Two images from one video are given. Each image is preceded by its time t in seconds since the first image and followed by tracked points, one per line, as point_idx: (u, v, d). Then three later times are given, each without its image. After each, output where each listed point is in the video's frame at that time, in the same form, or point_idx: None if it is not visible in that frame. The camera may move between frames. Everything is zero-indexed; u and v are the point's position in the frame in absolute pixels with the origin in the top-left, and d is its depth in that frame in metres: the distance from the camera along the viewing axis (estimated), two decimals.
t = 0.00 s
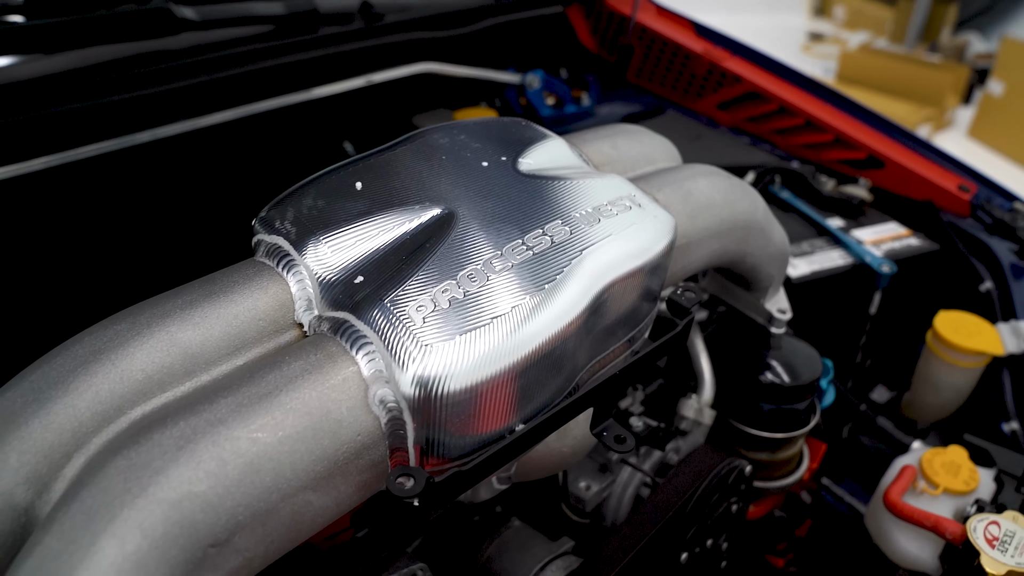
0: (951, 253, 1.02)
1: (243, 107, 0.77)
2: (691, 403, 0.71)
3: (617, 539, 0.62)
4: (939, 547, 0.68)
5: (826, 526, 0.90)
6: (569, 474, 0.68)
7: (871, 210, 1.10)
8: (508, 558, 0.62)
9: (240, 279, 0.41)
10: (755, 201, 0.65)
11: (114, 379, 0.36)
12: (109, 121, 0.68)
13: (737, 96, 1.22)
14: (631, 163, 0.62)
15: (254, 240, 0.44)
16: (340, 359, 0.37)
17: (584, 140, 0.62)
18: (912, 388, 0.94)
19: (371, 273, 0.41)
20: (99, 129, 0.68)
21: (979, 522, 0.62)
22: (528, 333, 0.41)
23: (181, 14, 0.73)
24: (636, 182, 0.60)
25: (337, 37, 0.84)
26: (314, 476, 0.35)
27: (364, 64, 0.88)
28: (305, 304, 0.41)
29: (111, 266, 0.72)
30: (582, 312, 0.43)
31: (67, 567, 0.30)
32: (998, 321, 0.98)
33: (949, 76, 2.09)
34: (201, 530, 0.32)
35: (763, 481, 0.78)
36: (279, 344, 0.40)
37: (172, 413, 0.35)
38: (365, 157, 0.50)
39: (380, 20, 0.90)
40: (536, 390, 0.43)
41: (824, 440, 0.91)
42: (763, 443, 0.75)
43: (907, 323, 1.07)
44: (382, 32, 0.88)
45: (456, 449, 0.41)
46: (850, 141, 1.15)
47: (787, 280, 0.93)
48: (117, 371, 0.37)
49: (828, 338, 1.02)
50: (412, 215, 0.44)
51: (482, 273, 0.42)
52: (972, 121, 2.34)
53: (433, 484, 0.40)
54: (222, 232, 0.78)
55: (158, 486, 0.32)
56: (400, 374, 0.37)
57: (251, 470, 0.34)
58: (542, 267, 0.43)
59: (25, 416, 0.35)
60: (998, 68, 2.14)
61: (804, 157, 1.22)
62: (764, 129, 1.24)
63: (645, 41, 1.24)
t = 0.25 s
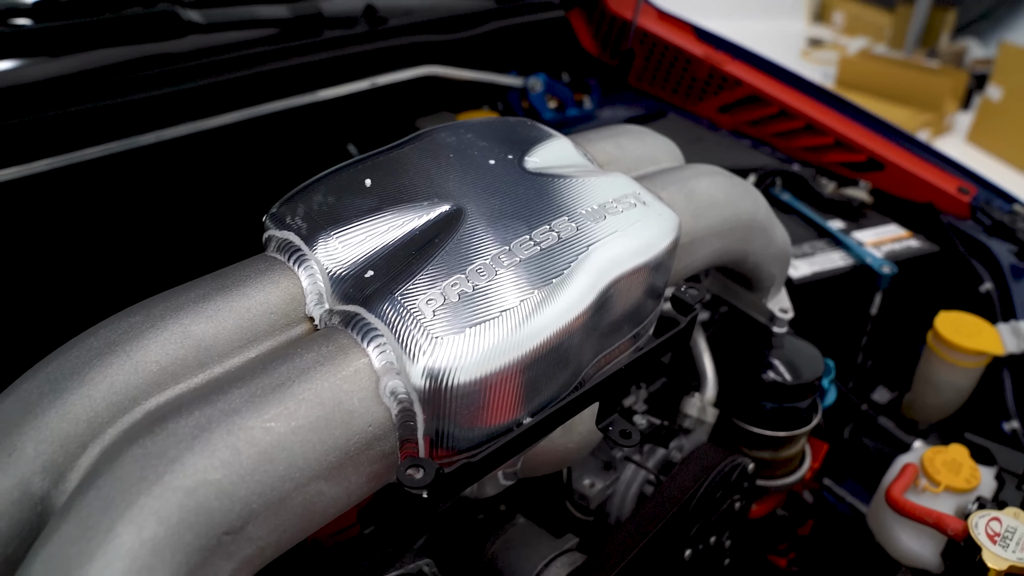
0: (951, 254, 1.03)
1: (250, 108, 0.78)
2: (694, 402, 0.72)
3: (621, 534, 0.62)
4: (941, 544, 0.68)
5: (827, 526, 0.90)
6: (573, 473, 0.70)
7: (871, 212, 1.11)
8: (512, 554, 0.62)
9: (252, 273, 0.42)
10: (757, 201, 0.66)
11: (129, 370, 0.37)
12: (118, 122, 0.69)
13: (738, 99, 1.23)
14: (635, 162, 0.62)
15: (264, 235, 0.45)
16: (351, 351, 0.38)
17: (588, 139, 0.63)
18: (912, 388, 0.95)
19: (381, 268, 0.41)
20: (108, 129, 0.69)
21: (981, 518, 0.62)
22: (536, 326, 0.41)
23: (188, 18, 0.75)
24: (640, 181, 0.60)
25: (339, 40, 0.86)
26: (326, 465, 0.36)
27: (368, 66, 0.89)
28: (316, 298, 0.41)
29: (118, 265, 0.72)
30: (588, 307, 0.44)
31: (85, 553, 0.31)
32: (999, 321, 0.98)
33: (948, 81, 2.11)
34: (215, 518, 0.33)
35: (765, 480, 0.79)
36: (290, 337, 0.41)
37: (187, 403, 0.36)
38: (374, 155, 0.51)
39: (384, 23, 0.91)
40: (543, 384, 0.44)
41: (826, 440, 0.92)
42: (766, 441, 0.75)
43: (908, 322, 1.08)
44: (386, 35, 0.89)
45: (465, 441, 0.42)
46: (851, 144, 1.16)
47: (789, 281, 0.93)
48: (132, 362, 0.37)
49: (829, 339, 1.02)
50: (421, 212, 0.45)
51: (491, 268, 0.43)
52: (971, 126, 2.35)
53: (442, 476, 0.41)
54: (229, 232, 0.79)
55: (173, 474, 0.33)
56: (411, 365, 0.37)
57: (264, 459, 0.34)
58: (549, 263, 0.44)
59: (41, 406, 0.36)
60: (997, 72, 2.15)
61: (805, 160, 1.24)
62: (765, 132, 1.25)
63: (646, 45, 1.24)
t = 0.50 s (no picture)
0: (951, 255, 1.04)
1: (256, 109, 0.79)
2: (697, 399, 0.73)
3: (626, 530, 0.63)
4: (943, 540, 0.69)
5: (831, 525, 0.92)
6: (578, 470, 0.69)
7: (872, 213, 1.12)
8: (517, 551, 0.63)
9: (265, 268, 0.43)
10: (760, 200, 0.67)
11: (144, 361, 0.37)
12: (127, 123, 0.70)
13: (739, 103, 1.23)
14: (639, 162, 0.63)
15: (276, 231, 0.45)
16: (364, 343, 0.39)
17: (593, 139, 0.64)
18: (913, 389, 0.95)
19: (392, 262, 0.42)
20: (118, 129, 0.70)
21: (983, 514, 0.63)
22: (545, 319, 0.42)
23: (194, 21, 0.76)
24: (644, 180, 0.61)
25: (345, 43, 0.87)
26: (340, 455, 0.36)
27: (372, 69, 0.90)
28: (327, 292, 0.42)
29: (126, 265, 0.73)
30: (596, 301, 0.45)
31: (104, 538, 0.32)
32: (998, 321, 0.99)
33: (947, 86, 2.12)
34: (231, 505, 0.33)
35: (768, 478, 0.79)
36: (302, 330, 0.42)
37: (203, 393, 0.36)
38: (383, 153, 0.52)
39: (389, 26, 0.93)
40: (551, 377, 0.45)
41: (828, 440, 0.92)
42: (769, 439, 0.76)
43: (910, 324, 1.09)
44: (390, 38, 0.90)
45: (474, 433, 0.42)
46: (851, 147, 1.17)
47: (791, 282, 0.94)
48: (147, 353, 0.38)
49: (831, 339, 1.03)
50: (431, 208, 0.46)
51: (500, 262, 0.43)
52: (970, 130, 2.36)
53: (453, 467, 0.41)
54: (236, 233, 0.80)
55: (190, 462, 0.33)
56: (422, 356, 0.38)
57: (279, 448, 0.35)
58: (557, 258, 0.45)
59: (59, 397, 0.37)
60: (996, 77, 2.15)
61: (806, 162, 1.24)
62: (766, 135, 1.25)
63: (648, 49, 1.23)
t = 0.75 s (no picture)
0: (952, 256, 1.05)
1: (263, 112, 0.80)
2: (701, 397, 0.74)
3: (632, 526, 0.63)
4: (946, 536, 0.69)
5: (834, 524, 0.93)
6: (583, 466, 0.70)
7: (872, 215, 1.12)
8: (523, 548, 0.63)
9: (278, 262, 0.43)
10: (763, 200, 0.67)
11: (161, 352, 0.38)
12: (138, 124, 0.72)
13: (740, 106, 1.24)
14: (644, 161, 0.64)
15: (287, 227, 0.46)
16: (376, 335, 0.39)
17: (598, 138, 0.64)
18: (915, 388, 0.95)
19: (403, 257, 0.43)
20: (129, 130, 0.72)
21: (985, 509, 0.63)
22: (554, 313, 0.43)
23: (201, 24, 0.76)
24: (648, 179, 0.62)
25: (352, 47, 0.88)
26: (353, 444, 0.37)
27: (377, 72, 0.91)
28: (339, 286, 0.43)
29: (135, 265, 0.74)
30: (603, 295, 0.45)
31: (122, 524, 0.32)
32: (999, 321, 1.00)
33: (946, 91, 2.14)
34: (247, 493, 0.34)
35: (772, 477, 0.80)
36: (315, 323, 0.42)
37: (219, 383, 0.37)
38: (392, 151, 0.53)
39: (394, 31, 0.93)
40: (559, 370, 0.45)
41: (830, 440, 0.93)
42: (772, 438, 0.76)
43: (911, 324, 1.09)
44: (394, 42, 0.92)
45: (484, 425, 0.43)
46: (852, 149, 1.18)
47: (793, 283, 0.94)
48: (163, 345, 0.38)
49: (832, 340, 1.03)
50: (441, 204, 0.47)
51: (510, 257, 0.44)
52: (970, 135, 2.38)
53: (464, 458, 0.42)
54: (243, 233, 0.81)
55: (207, 450, 0.34)
56: (434, 348, 0.39)
57: (294, 437, 0.35)
58: (565, 253, 0.45)
59: (77, 387, 0.37)
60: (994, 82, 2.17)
61: (806, 165, 1.25)
62: (767, 138, 1.26)
63: (650, 53, 1.25)
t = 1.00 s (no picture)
0: (952, 257, 1.06)
1: (272, 113, 0.82)
2: (705, 395, 0.75)
3: (636, 522, 0.64)
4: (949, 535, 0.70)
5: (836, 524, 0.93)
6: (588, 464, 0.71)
7: (873, 217, 1.13)
8: (529, 544, 0.64)
9: (291, 256, 0.44)
10: (766, 200, 0.68)
11: (177, 343, 0.39)
12: (148, 125, 0.73)
13: (741, 109, 1.25)
14: (649, 160, 0.65)
15: (301, 222, 0.47)
16: (389, 327, 0.40)
17: (603, 138, 0.65)
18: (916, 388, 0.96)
19: (414, 251, 0.44)
20: (139, 130, 0.72)
21: (987, 504, 0.64)
22: (562, 305, 0.43)
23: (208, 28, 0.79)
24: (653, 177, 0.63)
25: (357, 49, 0.90)
26: (366, 433, 0.38)
27: (382, 75, 0.92)
28: (351, 280, 0.43)
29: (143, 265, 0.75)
30: (610, 289, 0.46)
31: (143, 509, 0.33)
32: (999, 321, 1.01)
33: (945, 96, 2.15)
34: (264, 480, 0.35)
35: (775, 474, 0.80)
36: (328, 316, 0.43)
37: (235, 373, 0.37)
38: (402, 150, 0.54)
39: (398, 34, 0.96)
40: (567, 363, 0.46)
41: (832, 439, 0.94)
42: (775, 436, 0.77)
43: (907, 320, 1.09)
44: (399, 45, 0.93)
45: (494, 416, 0.43)
46: (852, 152, 1.18)
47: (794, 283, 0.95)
48: (180, 336, 0.39)
49: (834, 340, 1.04)
50: (451, 200, 0.47)
51: (519, 251, 0.45)
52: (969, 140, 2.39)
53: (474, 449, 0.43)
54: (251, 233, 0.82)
55: (225, 437, 0.34)
56: (446, 339, 0.39)
57: (309, 425, 0.36)
58: (573, 247, 0.46)
59: (96, 377, 0.38)
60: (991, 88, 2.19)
61: (807, 168, 1.26)
62: (768, 141, 1.27)
63: (651, 57, 1.25)
